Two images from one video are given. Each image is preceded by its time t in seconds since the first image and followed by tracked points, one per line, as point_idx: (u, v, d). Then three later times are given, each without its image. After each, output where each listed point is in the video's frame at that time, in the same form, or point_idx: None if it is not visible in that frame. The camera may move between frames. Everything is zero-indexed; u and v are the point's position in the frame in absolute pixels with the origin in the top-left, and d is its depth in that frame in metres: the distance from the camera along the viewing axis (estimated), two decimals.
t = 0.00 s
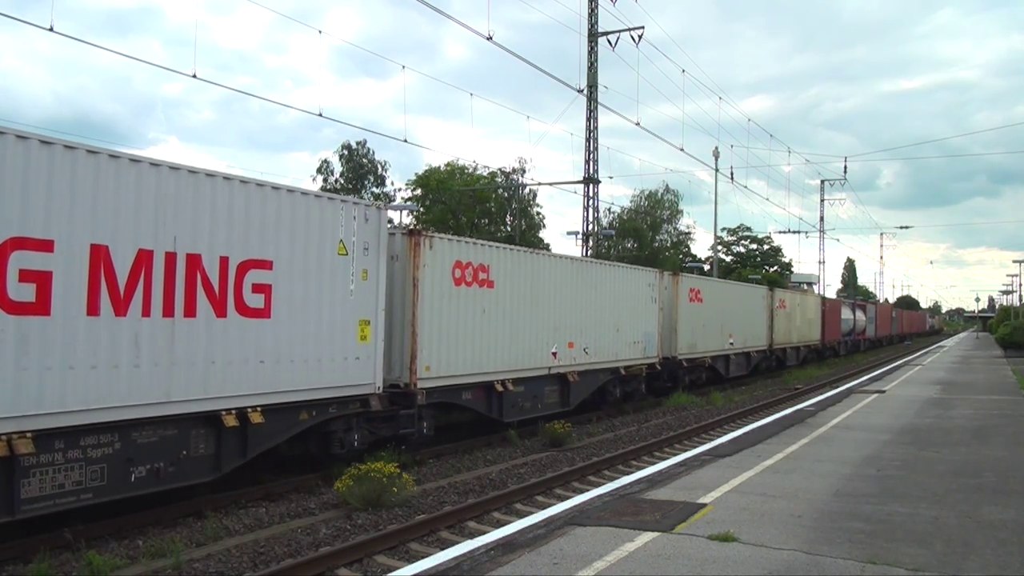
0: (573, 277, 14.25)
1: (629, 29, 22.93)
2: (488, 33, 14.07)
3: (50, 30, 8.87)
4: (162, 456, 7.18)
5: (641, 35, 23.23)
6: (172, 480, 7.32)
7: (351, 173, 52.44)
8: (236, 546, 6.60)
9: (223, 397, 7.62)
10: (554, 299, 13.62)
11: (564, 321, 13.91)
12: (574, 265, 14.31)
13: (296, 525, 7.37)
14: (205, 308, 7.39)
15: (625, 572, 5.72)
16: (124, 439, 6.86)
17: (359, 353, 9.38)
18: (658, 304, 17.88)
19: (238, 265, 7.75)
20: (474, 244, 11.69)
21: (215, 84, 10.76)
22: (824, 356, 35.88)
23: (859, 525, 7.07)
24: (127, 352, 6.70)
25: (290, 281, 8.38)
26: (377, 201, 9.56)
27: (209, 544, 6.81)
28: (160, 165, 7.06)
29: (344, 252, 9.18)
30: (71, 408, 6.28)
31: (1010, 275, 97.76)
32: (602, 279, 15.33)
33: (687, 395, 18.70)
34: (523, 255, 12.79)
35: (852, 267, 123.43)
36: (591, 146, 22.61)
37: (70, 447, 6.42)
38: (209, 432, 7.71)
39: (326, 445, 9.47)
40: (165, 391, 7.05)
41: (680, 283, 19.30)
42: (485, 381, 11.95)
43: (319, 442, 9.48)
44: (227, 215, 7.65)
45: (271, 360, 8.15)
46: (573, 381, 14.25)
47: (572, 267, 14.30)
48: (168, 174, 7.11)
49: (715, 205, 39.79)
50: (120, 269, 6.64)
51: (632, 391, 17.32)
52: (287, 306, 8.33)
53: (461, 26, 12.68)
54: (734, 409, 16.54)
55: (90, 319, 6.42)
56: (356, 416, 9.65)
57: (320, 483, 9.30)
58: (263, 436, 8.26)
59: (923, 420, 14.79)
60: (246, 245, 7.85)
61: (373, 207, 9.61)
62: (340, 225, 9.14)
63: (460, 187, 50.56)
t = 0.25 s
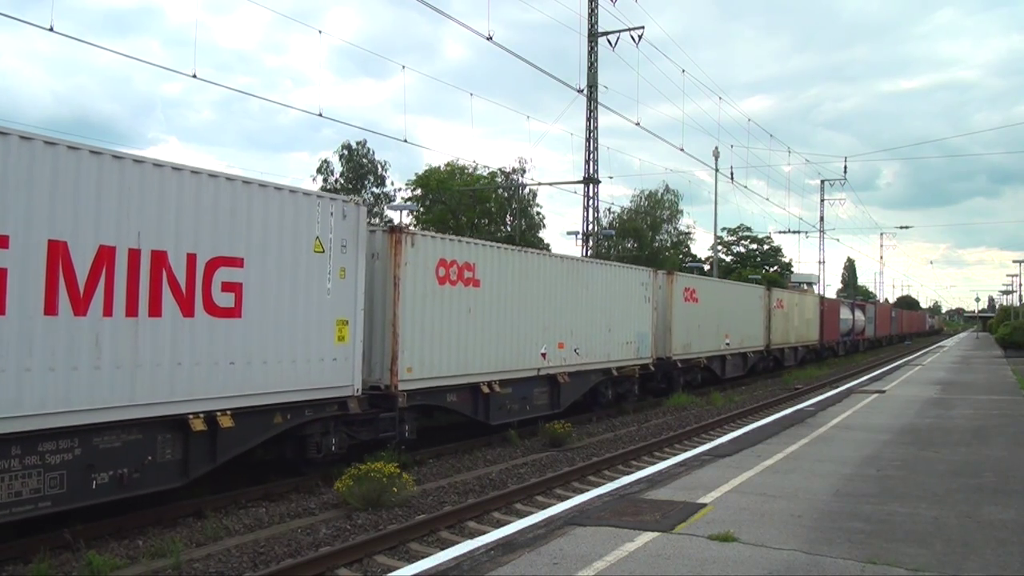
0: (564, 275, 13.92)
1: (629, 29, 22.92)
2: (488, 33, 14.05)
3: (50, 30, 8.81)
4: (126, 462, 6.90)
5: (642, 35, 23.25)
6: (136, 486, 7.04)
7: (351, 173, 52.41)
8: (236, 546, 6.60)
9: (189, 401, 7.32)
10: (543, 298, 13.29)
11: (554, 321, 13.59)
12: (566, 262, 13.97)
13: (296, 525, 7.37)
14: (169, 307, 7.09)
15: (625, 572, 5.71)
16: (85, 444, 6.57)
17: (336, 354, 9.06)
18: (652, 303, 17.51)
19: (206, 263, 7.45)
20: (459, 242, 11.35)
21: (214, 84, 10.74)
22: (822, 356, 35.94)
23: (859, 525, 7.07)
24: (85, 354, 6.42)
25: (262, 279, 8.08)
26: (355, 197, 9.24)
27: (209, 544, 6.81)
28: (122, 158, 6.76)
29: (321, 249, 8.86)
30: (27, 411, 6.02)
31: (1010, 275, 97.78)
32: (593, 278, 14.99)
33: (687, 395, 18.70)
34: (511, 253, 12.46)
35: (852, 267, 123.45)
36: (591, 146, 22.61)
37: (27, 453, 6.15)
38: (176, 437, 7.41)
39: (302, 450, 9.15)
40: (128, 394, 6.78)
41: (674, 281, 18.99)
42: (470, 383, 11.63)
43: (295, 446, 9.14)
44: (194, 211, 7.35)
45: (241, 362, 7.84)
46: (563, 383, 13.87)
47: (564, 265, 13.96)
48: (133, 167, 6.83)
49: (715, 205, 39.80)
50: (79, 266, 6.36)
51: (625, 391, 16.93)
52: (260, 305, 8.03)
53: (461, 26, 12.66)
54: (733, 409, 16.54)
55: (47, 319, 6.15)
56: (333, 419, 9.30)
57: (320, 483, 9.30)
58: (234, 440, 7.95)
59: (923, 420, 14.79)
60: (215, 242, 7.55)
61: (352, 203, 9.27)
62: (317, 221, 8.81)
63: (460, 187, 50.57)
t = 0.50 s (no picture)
0: (555, 274, 13.53)
1: (629, 29, 22.93)
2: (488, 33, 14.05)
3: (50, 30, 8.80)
4: (87, 468, 6.57)
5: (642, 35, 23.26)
6: (98, 494, 6.69)
7: (351, 173, 52.40)
8: (236, 546, 6.60)
9: (155, 404, 6.97)
10: (533, 298, 12.89)
11: (544, 322, 13.18)
12: (557, 261, 13.58)
13: (296, 525, 7.37)
14: (131, 307, 6.73)
15: (625, 572, 5.71)
16: (44, 450, 6.24)
17: (312, 355, 8.67)
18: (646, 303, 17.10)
19: (172, 260, 7.09)
20: (444, 240, 10.93)
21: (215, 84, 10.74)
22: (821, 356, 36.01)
23: (859, 525, 7.07)
24: (42, 355, 6.08)
25: (232, 277, 7.71)
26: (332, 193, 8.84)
27: (209, 544, 6.81)
28: (82, 149, 6.42)
29: (295, 246, 8.47)
30: None
31: (1010, 275, 97.81)
32: (584, 278, 14.60)
33: (687, 395, 18.71)
34: (498, 252, 12.06)
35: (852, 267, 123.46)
36: (591, 146, 22.62)
37: None
38: (140, 442, 7.06)
39: (277, 454, 8.75)
40: (90, 398, 6.43)
41: (669, 281, 18.64)
42: (454, 386, 11.18)
43: (269, 450, 8.69)
44: (159, 206, 6.99)
45: (210, 363, 7.47)
46: (553, 384, 13.45)
47: (555, 264, 13.57)
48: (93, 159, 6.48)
49: (715, 205, 39.80)
50: (35, 263, 6.02)
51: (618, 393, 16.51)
52: (230, 304, 7.67)
53: (461, 26, 12.65)
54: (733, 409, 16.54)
55: None
56: (309, 422, 8.91)
57: (320, 483, 9.31)
58: (204, 443, 7.57)
59: (923, 420, 14.80)
60: (181, 239, 7.18)
61: (329, 199, 8.89)
62: (292, 217, 8.43)
63: (460, 187, 50.58)
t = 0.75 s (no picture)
0: (542, 272, 13.22)
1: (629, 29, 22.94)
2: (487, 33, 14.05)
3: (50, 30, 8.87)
4: (45, 475, 6.26)
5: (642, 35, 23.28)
6: (58, 502, 6.38)
7: (351, 173, 52.37)
8: (236, 546, 6.60)
9: (118, 408, 6.64)
10: (520, 297, 12.59)
11: (532, 321, 12.89)
12: (544, 259, 13.27)
13: (297, 525, 7.37)
14: (91, 306, 6.40)
15: (625, 572, 5.71)
16: None
17: (286, 356, 8.35)
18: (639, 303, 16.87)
19: (136, 258, 6.77)
20: (426, 237, 10.60)
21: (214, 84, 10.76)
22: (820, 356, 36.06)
23: (859, 525, 7.06)
24: None
25: (201, 276, 7.39)
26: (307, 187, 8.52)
27: (209, 544, 6.81)
28: (40, 140, 6.11)
29: (268, 244, 8.15)
30: None
31: (1010, 275, 97.82)
32: (574, 277, 14.30)
33: (687, 395, 18.71)
34: (484, 250, 11.75)
35: (852, 267, 123.47)
36: (591, 146, 22.63)
37: None
38: (102, 447, 6.73)
39: (250, 459, 8.46)
40: (47, 401, 6.11)
41: (663, 281, 18.52)
42: (439, 387, 10.94)
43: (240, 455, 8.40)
44: (122, 200, 6.67)
45: (177, 365, 7.15)
46: (541, 386, 13.22)
47: (542, 262, 13.26)
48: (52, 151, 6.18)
49: (715, 205, 39.80)
50: None
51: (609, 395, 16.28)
52: (198, 304, 7.35)
53: (461, 26, 12.64)
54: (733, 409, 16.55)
55: None
56: (284, 426, 8.64)
57: (320, 483, 9.31)
58: (171, 449, 7.28)
59: (924, 420, 14.79)
60: (146, 235, 6.86)
61: (304, 194, 8.55)
62: (264, 212, 8.11)
63: (460, 187, 50.57)
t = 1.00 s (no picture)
0: (529, 271, 12.97)
1: (629, 29, 22.96)
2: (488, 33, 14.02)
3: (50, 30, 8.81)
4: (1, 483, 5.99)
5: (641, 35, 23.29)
6: (14, 510, 6.12)
7: (351, 173, 52.37)
8: (236, 546, 6.61)
9: (79, 412, 6.39)
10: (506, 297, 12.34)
11: (519, 322, 12.65)
12: (531, 258, 13.02)
13: (297, 525, 7.37)
14: (47, 306, 6.14)
15: (625, 572, 5.72)
16: None
17: (258, 357, 8.09)
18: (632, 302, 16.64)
19: (97, 255, 6.51)
20: (407, 235, 10.33)
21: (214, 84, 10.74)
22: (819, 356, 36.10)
23: (859, 525, 7.07)
24: None
25: (168, 274, 7.13)
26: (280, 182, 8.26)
27: (209, 544, 6.81)
28: (17, 136, 6.01)
29: (239, 240, 7.88)
30: None
31: (1009, 275, 97.87)
32: (562, 275, 14.04)
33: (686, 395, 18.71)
34: (468, 248, 11.49)
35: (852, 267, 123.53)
36: (591, 146, 22.61)
37: None
38: (62, 453, 6.47)
39: (221, 466, 8.18)
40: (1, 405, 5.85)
41: (657, 280, 18.41)
42: (422, 389, 10.69)
43: (212, 461, 8.14)
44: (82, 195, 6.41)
45: (141, 366, 6.88)
46: (529, 388, 13.00)
47: (529, 261, 13.02)
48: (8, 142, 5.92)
49: (715, 205, 39.78)
50: None
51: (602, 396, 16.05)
52: (165, 303, 7.09)
53: (461, 25, 12.64)
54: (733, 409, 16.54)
55: None
56: (256, 430, 8.38)
57: (320, 483, 9.31)
58: (133, 454, 6.99)
59: (924, 420, 14.79)
60: (108, 231, 6.60)
61: (277, 189, 8.29)
62: (235, 208, 7.85)
63: (460, 187, 50.54)
